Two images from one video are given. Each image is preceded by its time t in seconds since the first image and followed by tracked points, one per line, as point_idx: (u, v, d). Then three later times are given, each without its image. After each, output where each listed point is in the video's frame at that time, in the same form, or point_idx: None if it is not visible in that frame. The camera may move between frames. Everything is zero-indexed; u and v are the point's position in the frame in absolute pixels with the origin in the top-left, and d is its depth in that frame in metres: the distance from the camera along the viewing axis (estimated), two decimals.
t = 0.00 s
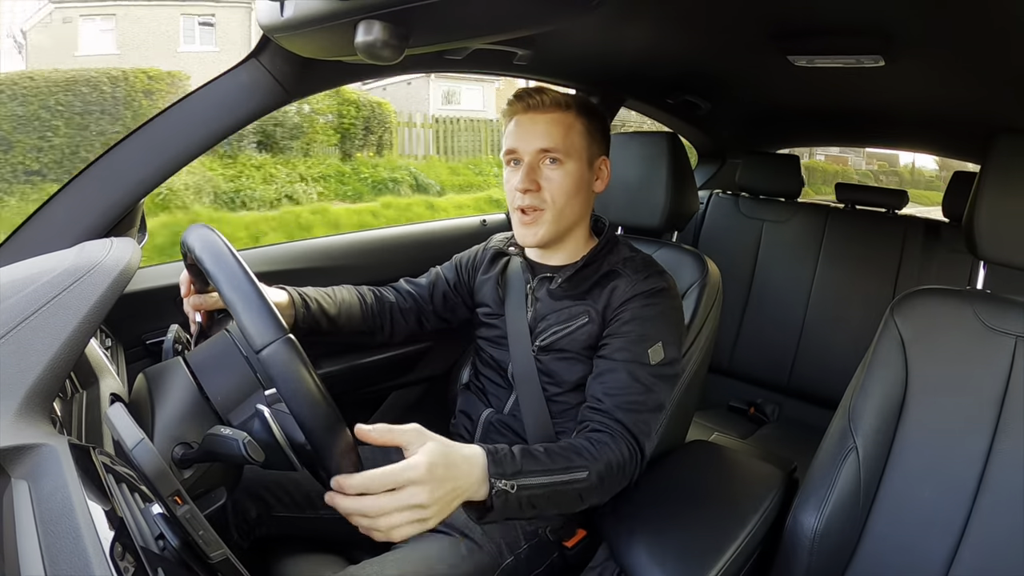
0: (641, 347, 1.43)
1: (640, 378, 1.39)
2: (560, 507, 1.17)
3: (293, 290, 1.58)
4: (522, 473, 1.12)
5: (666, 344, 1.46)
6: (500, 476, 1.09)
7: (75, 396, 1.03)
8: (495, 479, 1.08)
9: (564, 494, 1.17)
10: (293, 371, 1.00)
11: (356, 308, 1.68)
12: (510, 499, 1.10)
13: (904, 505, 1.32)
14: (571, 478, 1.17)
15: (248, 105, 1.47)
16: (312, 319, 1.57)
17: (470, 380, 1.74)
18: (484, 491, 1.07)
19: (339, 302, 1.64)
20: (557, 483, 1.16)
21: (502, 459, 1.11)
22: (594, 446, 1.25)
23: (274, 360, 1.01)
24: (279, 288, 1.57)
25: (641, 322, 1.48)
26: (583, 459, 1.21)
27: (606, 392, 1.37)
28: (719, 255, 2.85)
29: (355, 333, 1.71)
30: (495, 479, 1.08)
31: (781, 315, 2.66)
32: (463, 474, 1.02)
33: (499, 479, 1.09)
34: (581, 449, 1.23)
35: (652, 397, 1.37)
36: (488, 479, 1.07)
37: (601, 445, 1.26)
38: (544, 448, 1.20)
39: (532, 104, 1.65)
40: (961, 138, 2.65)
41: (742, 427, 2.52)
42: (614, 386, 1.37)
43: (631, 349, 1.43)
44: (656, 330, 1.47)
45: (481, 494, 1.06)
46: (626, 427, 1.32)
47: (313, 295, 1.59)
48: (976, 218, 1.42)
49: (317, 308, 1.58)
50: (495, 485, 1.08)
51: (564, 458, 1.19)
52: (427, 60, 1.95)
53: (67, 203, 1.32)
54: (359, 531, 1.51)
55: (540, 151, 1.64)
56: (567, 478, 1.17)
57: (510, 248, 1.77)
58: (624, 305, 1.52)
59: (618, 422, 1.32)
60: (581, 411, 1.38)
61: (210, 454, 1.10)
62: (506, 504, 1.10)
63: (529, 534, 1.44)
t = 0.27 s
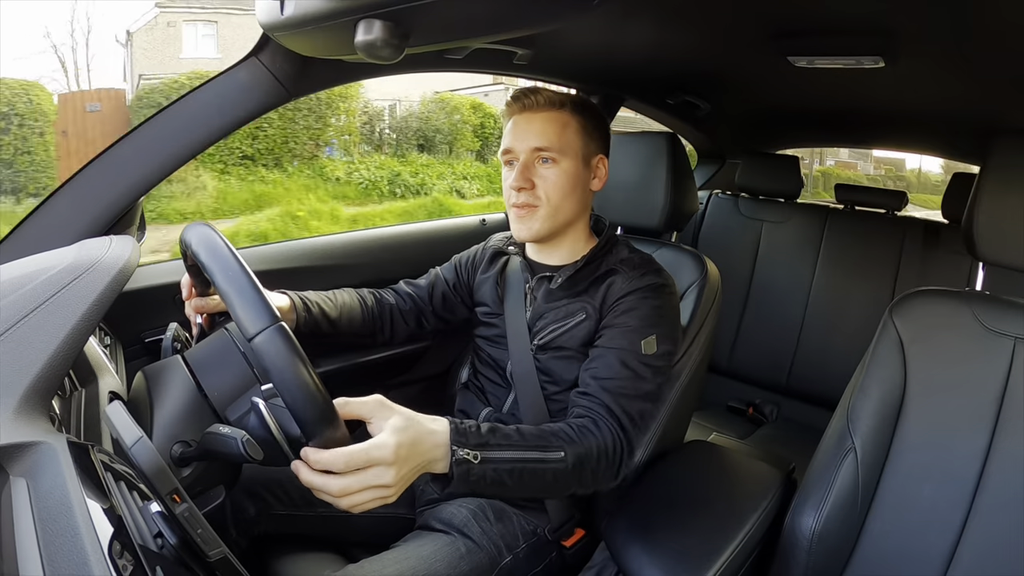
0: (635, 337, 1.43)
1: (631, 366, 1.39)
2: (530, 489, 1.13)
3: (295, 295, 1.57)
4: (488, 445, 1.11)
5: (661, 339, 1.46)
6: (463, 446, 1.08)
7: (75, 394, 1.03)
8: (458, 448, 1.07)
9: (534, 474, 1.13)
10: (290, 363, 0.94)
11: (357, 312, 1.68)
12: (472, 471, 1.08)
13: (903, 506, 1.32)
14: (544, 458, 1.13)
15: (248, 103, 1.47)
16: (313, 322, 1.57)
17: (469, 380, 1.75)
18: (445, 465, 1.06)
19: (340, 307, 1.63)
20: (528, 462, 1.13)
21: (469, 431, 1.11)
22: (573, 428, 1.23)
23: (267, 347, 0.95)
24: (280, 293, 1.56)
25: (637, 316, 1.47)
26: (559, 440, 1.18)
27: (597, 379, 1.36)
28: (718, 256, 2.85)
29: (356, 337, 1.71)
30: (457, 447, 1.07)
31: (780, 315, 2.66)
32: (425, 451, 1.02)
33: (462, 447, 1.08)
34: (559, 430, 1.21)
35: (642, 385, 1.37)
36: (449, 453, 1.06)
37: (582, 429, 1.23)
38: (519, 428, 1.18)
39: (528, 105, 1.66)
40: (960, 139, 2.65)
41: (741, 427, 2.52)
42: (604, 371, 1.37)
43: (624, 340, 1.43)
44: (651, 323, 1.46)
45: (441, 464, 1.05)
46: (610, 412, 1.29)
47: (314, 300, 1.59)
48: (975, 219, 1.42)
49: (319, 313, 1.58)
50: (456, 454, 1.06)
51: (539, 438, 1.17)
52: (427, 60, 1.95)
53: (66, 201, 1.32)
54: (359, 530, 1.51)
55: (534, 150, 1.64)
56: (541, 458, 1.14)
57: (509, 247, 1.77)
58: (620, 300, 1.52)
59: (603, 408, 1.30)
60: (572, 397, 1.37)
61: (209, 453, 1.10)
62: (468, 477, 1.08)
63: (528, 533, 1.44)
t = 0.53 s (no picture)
0: (632, 324, 1.43)
1: (625, 352, 1.38)
2: (507, 472, 1.12)
3: (296, 289, 1.57)
4: (464, 427, 1.10)
5: (658, 329, 1.45)
6: (437, 428, 1.07)
7: (76, 391, 1.03)
8: (431, 429, 1.06)
9: (512, 456, 1.12)
10: (292, 360, 0.93)
11: (358, 307, 1.68)
12: (447, 454, 1.07)
13: (904, 502, 1.32)
14: (523, 440, 1.13)
15: (248, 100, 1.47)
16: (315, 317, 1.57)
17: (470, 376, 1.75)
18: (420, 452, 1.05)
19: (341, 300, 1.64)
20: (506, 444, 1.12)
21: (444, 414, 1.10)
22: (557, 413, 1.22)
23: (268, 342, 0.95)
24: (280, 287, 1.56)
25: (634, 307, 1.47)
26: (540, 423, 1.17)
27: (592, 367, 1.36)
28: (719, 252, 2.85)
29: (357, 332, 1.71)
30: (431, 429, 1.06)
31: (781, 312, 2.66)
32: (405, 437, 1.02)
33: (435, 429, 1.07)
34: (542, 415, 1.20)
35: (638, 370, 1.37)
36: (423, 437, 1.05)
37: (566, 413, 1.22)
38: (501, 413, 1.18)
39: (533, 100, 1.66)
40: (962, 135, 2.64)
41: (742, 424, 2.52)
42: (597, 356, 1.38)
43: (619, 329, 1.43)
44: (650, 315, 1.46)
45: (417, 451, 1.05)
46: (598, 398, 1.28)
47: (315, 294, 1.60)
48: (976, 216, 1.42)
49: (320, 307, 1.58)
50: (429, 436, 1.05)
51: (518, 422, 1.16)
52: (428, 57, 1.94)
53: (67, 199, 1.32)
54: (360, 526, 1.51)
55: (537, 144, 1.64)
56: (520, 441, 1.13)
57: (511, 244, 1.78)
58: (618, 291, 1.52)
59: (591, 394, 1.29)
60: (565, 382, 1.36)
61: (211, 450, 1.10)
62: (442, 459, 1.07)
63: (529, 530, 1.44)
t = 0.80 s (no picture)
0: (633, 330, 1.43)
1: (627, 359, 1.38)
2: (506, 479, 1.12)
3: (293, 282, 1.57)
4: (461, 436, 1.10)
5: (659, 334, 1.45)
6: (434, 438, 1.07)
7: (75, 391, 1.03)
8: (428, 439, 1.06)
9: (510, 464, 1.12)
10: (296, 369, 0.94)
11: (356, 301, 1.68)
12: (444, 462, 1.07)
13: (902, 507, 1.32)
14: (521, 447, 1.12)
15: (249, 101, 1.47)
16: (312, 311, 1.57)
17: (470, 378, 1.75)
18: (417, 460, 1.05)
19: (339, 295, 1.64)
20: (504, 452, 1.12)
21: (441, 423, 1.10)
22: (555, 419, 1.21)
23: (270, 356, 0.94)
24: (278, 279, 1.56)
25: (635, 312, 1.47)
26: (538, 430, 1.17)
27: (592, 373, 1.36)
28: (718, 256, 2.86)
29: (354, 327, 1.71)
30: (428, 439, 1.06)
31: (781, 316, 2.66)
32: (404, 449, 1.02)
33: (433, 439, 1.07)
34: (540, 421, 1.20)
35: (639, 377, 1.37)
36: (420, 446, 1.05)
37: (565, 420, 1.22)
38: (499, 420, 1.18)
39: (535, 103, 1.66)
40: (962, 139, 2.65)
41: (741, 428, 2.52)
42: (599, 362, 1.38)
43: (619, 335, 1.42)
44: (651, 320, 1.46)
45: (415, 459, 1.05)
46: (596, 404, 1.28)
47: (313, 287, 1.59)
48: (976, 220, 1.42)
49: (317, 300, 1.58)
50: (427, 445, 1.06)
51: (516, 429, 1.16)
52: (429, 59, 1.95)
53: (67, 200, 1.32)
54: (359, 528, 1.51)
55: (540, 147, 1.64)
56: (518, 448, 1.13)
57: (511, 246, 1.78)
58: (619, 297, 1.53)
59: (589, 401, 1.29)
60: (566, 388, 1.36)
61: (210, 451, 1.10)
62: (440, 468, 1.07)
63: (527, 532, 1.44)
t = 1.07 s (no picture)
0: (636, 332, 1.43)
1: (630, 361, 1.38)
2: (505, 485, 1.13)
3: (291, 279, 1.57)
4: (460, 444, 1.10)
5: (662, 336, 1.45)
6: (433, 446, 1.07)
7: (76, 394, 1.03)
8: (427, 448, 1.06)
9: (509, 471, 1.13)
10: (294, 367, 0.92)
11: (356, 297, 1.68)
12: (443, 471, 1.08)
13: (904, 504, 1.32)
14: (520, 455, 1.13)
15: (249, 103, 1.47)
16: (310, 308, 1.57)
17: (471, 377, 1.75)
18: (417, 467, 1.06)
19: (338, 292, 1.64)
20: (503, 459, 1.12)
21: (440, 431, 1.10)
22: (556, 424, 1.21)
23: (282, 377, 0.92)
24: (275, 276, 1.56)
25: (638, 314, 1.47)
26: (538, 436, 1.17)
27: (595, 375, 1.35)
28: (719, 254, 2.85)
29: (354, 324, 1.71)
30: (427, 449, 1.06)
31: (781, 313, 2.66)
32: (407, 458, 1.03)
33: (432, 448, 1.07)
34: (540, 426, 1.20)
35: (641, 379, 1.36)
36: (419, 453, 1.06)
37: (565, 425, 1.21)
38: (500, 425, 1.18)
39: (546, 100, 1.66)
40: (962, 135, 2.65)
41: (742, 425, 2.52)
42: (602, 364, 1.37)
43: (623, 337, 1.42)
44: (653, 321, 1.46)
45: (415, 466, 1.05)
46: (597, 407, 1.28)
47: (311, 285, 1.59)
48: (977, 216, 1.42)
49: (316, 298, 1.58)
50: (425, 455, 1.06)
51: (516, 436, 1.16)
52: (428, 59, 1.95)
53: (67, 202, 1.32)
54: (360, 528, 1.51)
55: (547, 145, 1.64)
56: (517, 455, 1.13)
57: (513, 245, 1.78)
58: (622, 298, 1.52)
59: (591, 403, 1.29)
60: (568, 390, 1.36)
61: (212, 452, 1.10)
62: (440, 476, 1.08)
63: (529, 531, 1.44)
